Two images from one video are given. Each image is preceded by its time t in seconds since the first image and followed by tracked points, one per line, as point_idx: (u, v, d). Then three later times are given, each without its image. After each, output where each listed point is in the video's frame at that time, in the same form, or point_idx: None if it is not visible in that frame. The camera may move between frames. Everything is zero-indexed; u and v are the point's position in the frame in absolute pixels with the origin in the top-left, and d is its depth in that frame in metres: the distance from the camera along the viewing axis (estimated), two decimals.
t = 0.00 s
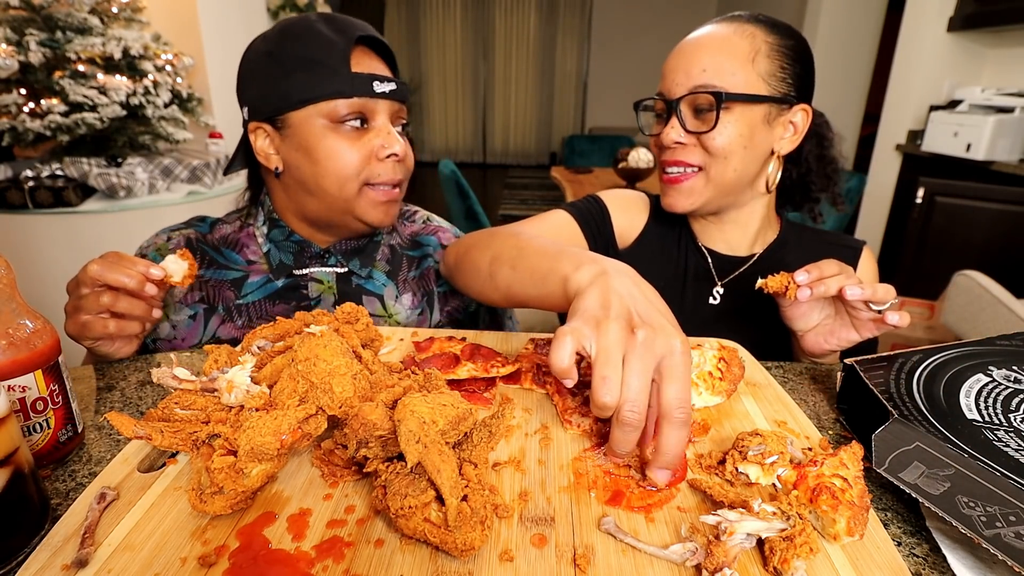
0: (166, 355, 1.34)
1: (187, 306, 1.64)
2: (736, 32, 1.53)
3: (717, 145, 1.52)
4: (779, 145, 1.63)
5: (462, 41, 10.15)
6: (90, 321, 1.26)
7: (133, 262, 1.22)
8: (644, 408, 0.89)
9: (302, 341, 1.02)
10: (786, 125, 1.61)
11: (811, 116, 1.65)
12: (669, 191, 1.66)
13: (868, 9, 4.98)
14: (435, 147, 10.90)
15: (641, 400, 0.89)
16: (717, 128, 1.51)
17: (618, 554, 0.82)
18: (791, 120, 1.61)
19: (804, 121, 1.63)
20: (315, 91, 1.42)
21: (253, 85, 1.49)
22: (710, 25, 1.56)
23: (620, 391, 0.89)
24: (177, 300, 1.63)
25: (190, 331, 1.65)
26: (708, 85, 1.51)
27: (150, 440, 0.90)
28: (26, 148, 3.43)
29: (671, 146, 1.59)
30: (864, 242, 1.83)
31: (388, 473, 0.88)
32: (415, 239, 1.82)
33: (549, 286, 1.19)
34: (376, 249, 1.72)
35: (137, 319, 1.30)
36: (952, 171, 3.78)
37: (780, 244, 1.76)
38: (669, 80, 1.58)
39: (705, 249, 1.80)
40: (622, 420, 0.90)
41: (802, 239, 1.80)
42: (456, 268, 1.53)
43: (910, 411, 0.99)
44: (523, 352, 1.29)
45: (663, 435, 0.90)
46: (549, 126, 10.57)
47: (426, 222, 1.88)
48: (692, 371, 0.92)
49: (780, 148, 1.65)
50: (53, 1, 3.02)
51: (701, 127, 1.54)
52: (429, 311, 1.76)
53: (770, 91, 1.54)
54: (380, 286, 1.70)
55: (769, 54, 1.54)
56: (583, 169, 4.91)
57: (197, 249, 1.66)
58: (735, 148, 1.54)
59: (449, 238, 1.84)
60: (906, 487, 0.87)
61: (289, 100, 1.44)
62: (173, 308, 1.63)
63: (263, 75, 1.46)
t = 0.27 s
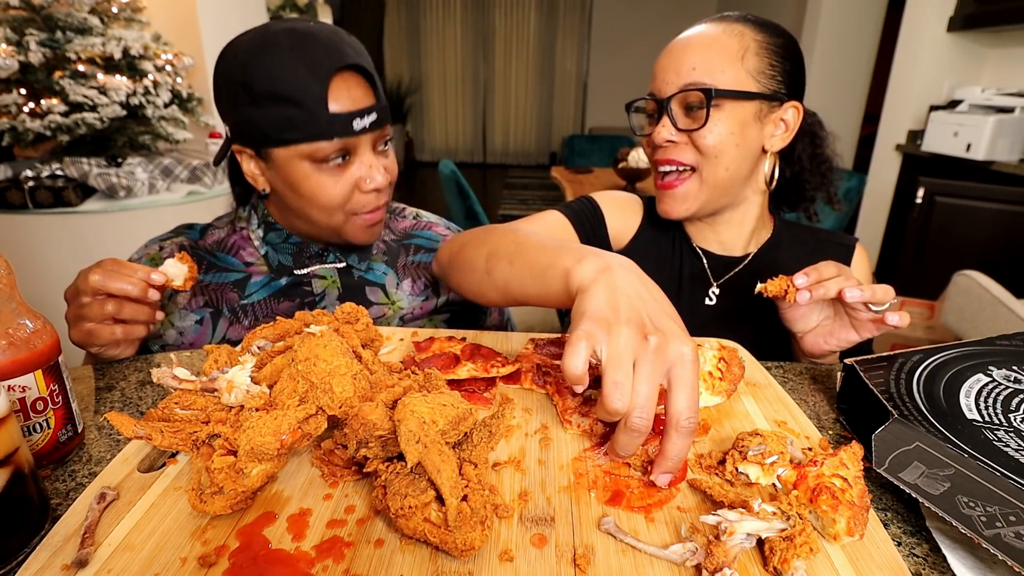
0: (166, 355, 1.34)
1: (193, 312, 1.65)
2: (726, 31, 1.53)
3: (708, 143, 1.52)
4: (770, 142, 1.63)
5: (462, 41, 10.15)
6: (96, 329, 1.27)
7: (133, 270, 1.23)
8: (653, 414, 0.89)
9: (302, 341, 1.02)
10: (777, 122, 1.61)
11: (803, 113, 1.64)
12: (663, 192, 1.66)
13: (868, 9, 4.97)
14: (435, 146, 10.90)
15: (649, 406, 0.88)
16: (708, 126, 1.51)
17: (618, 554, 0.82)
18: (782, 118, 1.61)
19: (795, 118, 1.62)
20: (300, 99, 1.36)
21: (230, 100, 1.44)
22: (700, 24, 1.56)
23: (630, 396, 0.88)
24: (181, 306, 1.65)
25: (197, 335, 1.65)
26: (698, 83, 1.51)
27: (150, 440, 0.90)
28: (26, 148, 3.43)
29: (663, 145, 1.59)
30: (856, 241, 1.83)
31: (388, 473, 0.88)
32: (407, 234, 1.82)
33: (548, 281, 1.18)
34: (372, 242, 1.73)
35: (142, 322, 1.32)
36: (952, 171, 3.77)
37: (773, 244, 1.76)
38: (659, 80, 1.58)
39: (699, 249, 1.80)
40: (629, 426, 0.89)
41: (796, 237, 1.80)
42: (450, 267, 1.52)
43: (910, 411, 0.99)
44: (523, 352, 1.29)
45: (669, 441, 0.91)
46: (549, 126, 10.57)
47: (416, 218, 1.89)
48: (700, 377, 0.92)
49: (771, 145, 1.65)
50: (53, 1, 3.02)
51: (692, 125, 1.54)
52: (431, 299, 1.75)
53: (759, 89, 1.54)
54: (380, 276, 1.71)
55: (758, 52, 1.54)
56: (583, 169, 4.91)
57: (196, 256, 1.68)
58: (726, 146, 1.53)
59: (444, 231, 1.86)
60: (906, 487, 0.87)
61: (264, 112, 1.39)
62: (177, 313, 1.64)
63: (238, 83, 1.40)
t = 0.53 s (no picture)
0: (167, 354, 1.34)
1: (206, 299, 1.65)
2: (722, 30, 1.53)
3: (706, 141, 1.52)
4: (765, 142, 1.63)
5: (462, 41, 10.15)
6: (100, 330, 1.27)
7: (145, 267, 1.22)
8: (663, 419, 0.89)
9: (302, 341, 1.02)
10: (771, 123, 1.61)
11: (796, 114, 1.65)
12: (658, 190, 1.65)
13: (868, 9, 4.97)
14: (435, 146, 10.89)
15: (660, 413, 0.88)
16: (706, 124, 1.51)
17: (618, 554, 0.82)
18: (776, 118, 1.61)
19: (789, 118, 1.63)
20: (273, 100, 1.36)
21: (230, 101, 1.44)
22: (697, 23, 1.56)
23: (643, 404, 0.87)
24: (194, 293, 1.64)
25: (210, 322, 1.66)
26: (695, 82, 1.51)
27: (150, 440, 0.90)
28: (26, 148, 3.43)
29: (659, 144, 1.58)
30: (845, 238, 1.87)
31: (388, 473, 0.88)
32: (417, 239, 1.76)
33: (556, 278, 1.16)
34: (380, 243, 1.72)
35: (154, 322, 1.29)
36: (952, 171, 3.77)
37: (765, 242, 1.77)
38: (656, 78, 1.57)
39: (691, 249, 1.81)
40: (639, 430, 0.89)
41: (787, 236, 1.82)
42: (446, 266, 1.50)
43: (910, 411, 0.99)
44: (523, 352, 1.29)
45: (676, 448, 0.91)
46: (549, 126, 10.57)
47: (428, 223, 1.81)
48: (711, 385, 0.92)
49: (766, 146, 1.66)
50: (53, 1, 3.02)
51: (688, 123, 1.53)
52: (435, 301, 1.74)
53: (755, 88, 1.55)
54: (386, 276, 1.70)
55: (755, 51, 1.54)
56: (583, 169, 4.91)
57: (209, 248, 1.67)
58: (723, 146, 1.53)
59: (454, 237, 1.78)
60: (906, 487, 0.87)
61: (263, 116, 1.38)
62: (191, 301, 1.64)
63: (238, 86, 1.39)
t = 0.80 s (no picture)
0: (168, 354, 1.34)
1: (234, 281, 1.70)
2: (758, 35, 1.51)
3: (730, 154, 1.54)
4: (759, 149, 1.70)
5: (462, 41, 10.15)
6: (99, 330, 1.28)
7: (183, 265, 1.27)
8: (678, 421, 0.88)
9: (302, 341, 1.02)
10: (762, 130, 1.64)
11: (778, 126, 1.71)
12: (671, 194, 1.62)
13: (868, 9, 4.97)
14: (435, 146, 10.89)
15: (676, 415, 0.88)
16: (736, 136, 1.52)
17: (618, 554, 0.82)
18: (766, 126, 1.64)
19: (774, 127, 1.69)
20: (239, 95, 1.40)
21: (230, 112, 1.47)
22: (734, 19, 1.49)
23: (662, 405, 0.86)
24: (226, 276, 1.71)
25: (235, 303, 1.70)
26: (739, 91, 1.48)
27: (150, 440, 0.90)
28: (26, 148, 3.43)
29: (689, 150, 1.53)
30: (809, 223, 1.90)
31: (388, 473, 0.88)
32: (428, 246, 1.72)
33: (563, 283, 1.16)
34: (385, 243, 1.71)
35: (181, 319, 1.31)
36: (952, 171, 3.77)
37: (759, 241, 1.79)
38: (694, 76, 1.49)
39: (665, 248, 1.81)
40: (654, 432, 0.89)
41: (773, 231, 1.83)
42: (433, 281, 1.45)
43: (909, 411, 0.99)
44: (523, 352, 1.29)
45: (684, 448, 0.92)
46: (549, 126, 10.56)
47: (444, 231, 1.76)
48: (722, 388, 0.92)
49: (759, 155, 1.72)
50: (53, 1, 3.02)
51: (723, 132, 1.51)
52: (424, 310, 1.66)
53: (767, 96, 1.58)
54: (384, 272, 1.68)
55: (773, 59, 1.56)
56: (583, 169, 4.91)
57: (246, 237, 1.76)
58: (740, 158, 1.57)
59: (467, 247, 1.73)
60: (906, 487, 0.87)
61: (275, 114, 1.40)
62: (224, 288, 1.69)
63: (248, 87, 1.40)
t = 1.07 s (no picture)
0: (169, 353, 1.34)
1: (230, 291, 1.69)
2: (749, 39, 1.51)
3: (718, 157, 1.54)
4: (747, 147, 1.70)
5: (462, 41, 10.14)
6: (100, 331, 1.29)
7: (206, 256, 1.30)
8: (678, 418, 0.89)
9: (302, 341, 1.02)
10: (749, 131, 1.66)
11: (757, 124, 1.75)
12: (652, 193, 1.62)
13: (868, 9, 4.97)
14: (435, 146, 10.89)
15: (674, 412, 0.89)
16: (723, 139, 1.52)
17: (618, 554, 0.82)
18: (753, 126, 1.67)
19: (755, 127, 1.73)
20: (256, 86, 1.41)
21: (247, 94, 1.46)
22: (727, 22, 1.49)
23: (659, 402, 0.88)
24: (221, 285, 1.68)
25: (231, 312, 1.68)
26: (730, 94, 1.48)
27: (150, 440, 0.90)
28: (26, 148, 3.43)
29: (678, 152, 1.52)
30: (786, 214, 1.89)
31: (388, 473, 0.88)
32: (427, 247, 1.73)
33: (557, 283, 1.16)
34: (384, 247, 1.70)
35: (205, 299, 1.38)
36: (951, 171, 3.78)
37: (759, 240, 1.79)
38: (682, 78, 1.48)
39: (643, 248, 1.82)
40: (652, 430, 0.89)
41: (772, 231, 1.83)
42: (416, 289, 1.44)
43: (910, 411, 0.99)
44: (523, 352, 1.29)
45: (675, 445, 0.92)
46: (549, 126, 10.56)
47: (440, 232, 1.77)
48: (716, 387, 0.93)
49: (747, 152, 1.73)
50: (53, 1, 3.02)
51: (712, 136, 1.51)
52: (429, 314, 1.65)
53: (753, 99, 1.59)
54: (383, 279, 1.67)
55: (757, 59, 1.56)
56: (583, 169, 4.91)
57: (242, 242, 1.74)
58: (727, 160, 1.57)
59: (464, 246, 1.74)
60: (906, 487, 0.87)
61: (298, 103, 1.41)
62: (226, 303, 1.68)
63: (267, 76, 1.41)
